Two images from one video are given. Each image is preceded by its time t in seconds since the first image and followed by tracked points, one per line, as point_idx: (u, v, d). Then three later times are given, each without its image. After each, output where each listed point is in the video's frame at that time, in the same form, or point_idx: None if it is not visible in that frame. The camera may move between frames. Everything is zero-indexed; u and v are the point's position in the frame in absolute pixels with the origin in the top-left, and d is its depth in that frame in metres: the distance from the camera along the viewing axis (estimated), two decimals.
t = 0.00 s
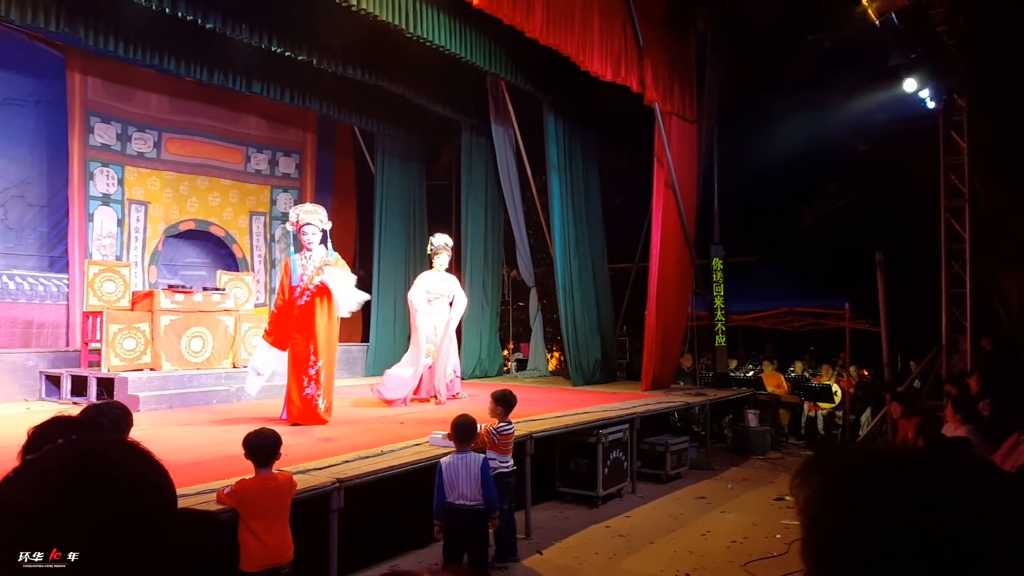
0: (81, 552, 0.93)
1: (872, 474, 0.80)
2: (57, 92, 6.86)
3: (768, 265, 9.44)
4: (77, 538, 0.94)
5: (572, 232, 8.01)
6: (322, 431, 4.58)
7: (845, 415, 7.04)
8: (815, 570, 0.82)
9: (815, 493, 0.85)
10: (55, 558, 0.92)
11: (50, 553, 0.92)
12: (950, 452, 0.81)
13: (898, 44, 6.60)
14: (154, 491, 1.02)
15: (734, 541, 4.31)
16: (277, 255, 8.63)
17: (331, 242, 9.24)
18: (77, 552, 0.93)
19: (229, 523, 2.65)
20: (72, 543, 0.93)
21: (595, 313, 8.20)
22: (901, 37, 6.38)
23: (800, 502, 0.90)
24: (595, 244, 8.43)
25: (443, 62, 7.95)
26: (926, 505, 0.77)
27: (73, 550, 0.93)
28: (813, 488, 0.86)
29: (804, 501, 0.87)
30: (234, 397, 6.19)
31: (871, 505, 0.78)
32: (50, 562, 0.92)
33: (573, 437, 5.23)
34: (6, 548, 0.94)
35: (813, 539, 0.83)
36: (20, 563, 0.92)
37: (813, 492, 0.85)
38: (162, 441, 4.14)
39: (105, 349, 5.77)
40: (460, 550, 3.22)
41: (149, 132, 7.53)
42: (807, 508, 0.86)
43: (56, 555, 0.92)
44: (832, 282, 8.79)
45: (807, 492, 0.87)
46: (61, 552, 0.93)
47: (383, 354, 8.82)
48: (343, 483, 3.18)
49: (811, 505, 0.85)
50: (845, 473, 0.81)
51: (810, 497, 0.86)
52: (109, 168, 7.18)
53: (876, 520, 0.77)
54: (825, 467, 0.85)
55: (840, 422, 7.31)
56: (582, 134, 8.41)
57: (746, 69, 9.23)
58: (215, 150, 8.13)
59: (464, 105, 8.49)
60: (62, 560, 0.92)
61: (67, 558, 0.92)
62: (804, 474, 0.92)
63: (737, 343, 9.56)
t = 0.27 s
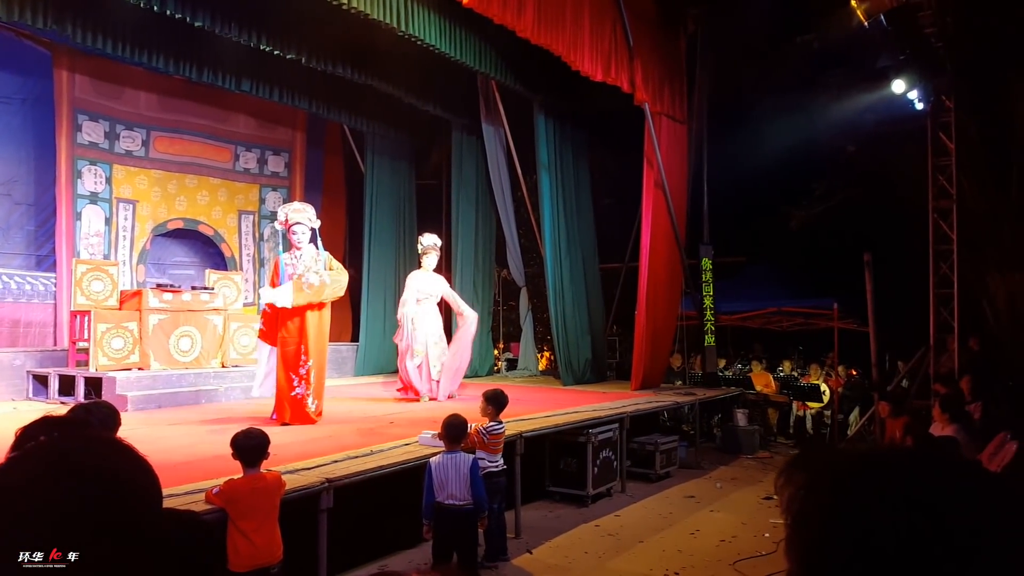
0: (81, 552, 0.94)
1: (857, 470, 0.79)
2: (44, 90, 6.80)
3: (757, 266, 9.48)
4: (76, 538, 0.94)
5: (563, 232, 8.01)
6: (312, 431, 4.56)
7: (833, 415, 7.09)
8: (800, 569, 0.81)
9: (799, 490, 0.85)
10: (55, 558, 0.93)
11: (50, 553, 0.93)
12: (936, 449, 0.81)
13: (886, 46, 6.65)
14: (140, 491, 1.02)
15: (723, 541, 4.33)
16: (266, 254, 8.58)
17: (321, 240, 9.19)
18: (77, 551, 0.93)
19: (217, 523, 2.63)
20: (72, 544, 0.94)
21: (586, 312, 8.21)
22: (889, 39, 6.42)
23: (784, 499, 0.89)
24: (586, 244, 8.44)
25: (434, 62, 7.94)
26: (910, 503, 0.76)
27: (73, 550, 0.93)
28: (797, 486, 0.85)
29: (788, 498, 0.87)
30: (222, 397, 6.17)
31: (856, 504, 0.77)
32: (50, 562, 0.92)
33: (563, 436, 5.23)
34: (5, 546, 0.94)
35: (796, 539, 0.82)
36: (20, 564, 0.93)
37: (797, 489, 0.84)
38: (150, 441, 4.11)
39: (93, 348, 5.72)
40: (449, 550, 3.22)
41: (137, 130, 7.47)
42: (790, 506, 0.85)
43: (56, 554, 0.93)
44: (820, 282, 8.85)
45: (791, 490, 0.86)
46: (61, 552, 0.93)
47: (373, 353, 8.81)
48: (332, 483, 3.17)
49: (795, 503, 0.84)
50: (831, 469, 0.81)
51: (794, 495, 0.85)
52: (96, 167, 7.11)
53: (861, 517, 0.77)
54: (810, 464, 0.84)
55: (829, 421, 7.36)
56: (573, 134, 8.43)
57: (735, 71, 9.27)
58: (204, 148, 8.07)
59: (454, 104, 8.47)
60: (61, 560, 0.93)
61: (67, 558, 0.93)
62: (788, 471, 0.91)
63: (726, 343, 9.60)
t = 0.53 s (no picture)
0: (82, 552, 0.88)
1: (850, 469, 0.78)
2: (35, 89, 6.76)
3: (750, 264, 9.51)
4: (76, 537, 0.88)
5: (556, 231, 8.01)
6: (305, 430, 4.54)
7: (827, 412, 7.11)
8: (791, 569, 0.80)
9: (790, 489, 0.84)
10: (56, 558, 0.87)
11: (49, 555, 0.87)
12: (929, 448, 0.80)
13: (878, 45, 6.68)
14: (144, 486, 0.97)
15: (717, 539, 4.34)
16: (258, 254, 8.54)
17: (313, 239, 9.16)
18: (78, 552, 0.88)
19: (210, 523, 2.62)
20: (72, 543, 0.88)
21: (579, 311, 8.21)
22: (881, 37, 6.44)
23: (775, 498, 0.88)
24: (580, 243, 8.44)
25: (426, 60, 7.92)
26: (903, 502, 0.75)
27: (73, 550, 0.87)
28: (788, 484, 0.84)
29: (780, 497, 0.86)
30: (214, 396, 6.14)
31: (849, 502, 0.76)
32: (50, 562, 0.86)
33: (556, 435, 5.22)
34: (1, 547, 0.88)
35: (787, 538, 0.81)
36: (19, 564, 0.86)
37: (788, 487, 0.83)
38: (142, 441, 4.08)
39: (85, 348, 5.69)
40: (443, 549, 3.21)
41: (128, 129, 7.42)
42: (782, 505, 0.84)
43: (56, 554, 0.87)
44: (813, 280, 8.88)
45: (783, 489, 0.85)
46: (61, 552, 0.87)
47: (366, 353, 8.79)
48: (325, 482, 3.15)
49: (786, 502, 0.83)
50: (823, 467, 0.80)
51: (785, 494, 0.84)
52: (88, 166, 7.06)
53: (853, 516, 0.76)
54: (801, 463, 0.83)
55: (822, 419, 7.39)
56: (567, 133, 8.43)
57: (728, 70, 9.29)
58: (196, 147, 8.03)
59: (447, 103, 8.45)
60: (62, 560, 0.87)
61: (67, 559, 0.87)
62: (779, 470, 0.90)
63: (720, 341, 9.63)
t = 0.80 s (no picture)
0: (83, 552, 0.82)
1: (847, 467, 0.78)
2: (28, 87, 6.72)
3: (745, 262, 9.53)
4: (76, 538, 0.83)
5: (551, 229, 8.01)
6: (300, 429, 4.53)
7: (822, 411, 7.14)
8: (789, 568, 0.79)
9: (787, 487, 0.83)
10: (55, 559, 0.81)
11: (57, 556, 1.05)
12: (926, 447, 0.80)
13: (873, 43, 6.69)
14: (142, 484, 0.93)
15: (712, 537, 4.34)
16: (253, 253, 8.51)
17: (308, 238, 9.14)
18: (78, 551, 0.82)
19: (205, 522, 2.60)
20: (72, 543, 0.82)
21: (575, 310, 8.21)
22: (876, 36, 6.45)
23: (771, 497, 0.88)
24: (576, 241, 8.44)
25: (422, 59, 7.91)
26: (901, 501, 0.75)
27: (74, 549, 0.82)
28: (784, 483, 0.84)
29: (777, 496, 0.85)
30: (209, 395, 6.11)
31: (847, 501, 0.76)
32: (50, 563, 0.81)
33: (552, 434, 5.22)
34: None
35: (784, 536, 0.81)
36: (17, 565, 0.80)
37: (786, 486, 0.83)
38: (136, 440, 4.06)
39: (80, 347, 5.65)
40: (439, 548, 3.20)
41: (122, 128, 7.38)
42: (779, 503, 0.84)
43: (55, 554, 0.81)
44: (808, 279, 8.89)
45: (780, 488, 0.85)
46: (60, 552, 0.82)
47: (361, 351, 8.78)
48: (320, 482, 3.14)
49: (783, 500, 0.83)
50: (821, 465, 0.80)
51: (782, 493, 0.84)
52: (82, 165, 7.03)
53: (851, 515, 0.75)
54: (799, 462, 0.83)
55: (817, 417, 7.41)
56: (563, 132, 8.42)
57: (723, 69, 9.32)
58: (190, 146, 8.00)
59: (442, 102, 8.44)
60: (61, 561, 0.81)
61: (67, 559, 0.81)
62: (775, 468, 0.90)
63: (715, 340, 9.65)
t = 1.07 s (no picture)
0: (80, 552, 1.08)
1: (847, 467, 0.78)
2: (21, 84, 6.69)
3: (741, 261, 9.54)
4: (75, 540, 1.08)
5: (547, 228, 8.00)
6: (296, 428, 4.52)
7: (817, 410, 7.15)
8: (789, 568, 0.79)
9: (787, 488, 0.83)
10: (56, 558, 1.07)
11: (50, 554, 1.08)
12: (926, 447, 0.79)
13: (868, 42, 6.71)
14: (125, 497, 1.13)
15: (708, 536, 4.35)
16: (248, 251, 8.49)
17: (303, 236, 9.11)
18: (76, 552, 1.08)
19: (200, 520, 2.60)
20: (72, 545, 1.08)
21: (571, 308, 8.20)
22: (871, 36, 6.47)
23: (770, 496, 0.88)
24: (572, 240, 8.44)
25: (418, 57, 7.90)
26: (900, 501, 0.75)
27: (72, 551, 1.08)
28: (784, 484, 0.84)
29: (776, 496, 0.85)
30: (205, 394, 6.08)
31: (848, 501, 0.76)
32: (51, 562, 1.07)
33: (547, 432, 5.22)
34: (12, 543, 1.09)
35: (783, 537, 0.81)
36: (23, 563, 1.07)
37: (785, 486, 0.83)
38: (131, 439, 4.04)
39: (74, 345, 5.62)
40: (435, 547, 3.20)
41: (117, 125, 7.35)
42: (778, 503, 0.84)
43: (56, 555, 1.07)
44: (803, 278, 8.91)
45: (779, 487, 0.85)
46: (61, 552, 1.08)
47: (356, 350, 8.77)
48: (315, 480, 3.14)
49: (783, 500, 0.82)
50: (820, 466, 0.79)
51: (781, 493, 0.84)
52: (76, 162, 7.00)
53: (850, 516, 0.75)
54: (798, 462, 0.82)
55: (812, 416, 7.43)
56: (559, 130, 8.41)
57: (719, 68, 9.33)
58: (185, 143, 7.98)
59: (438, 100, 8.42)
60: (62, 560, 1.07)
61: (66, 558, 1.08)
62: (774, 467, 0.89)
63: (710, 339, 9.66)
